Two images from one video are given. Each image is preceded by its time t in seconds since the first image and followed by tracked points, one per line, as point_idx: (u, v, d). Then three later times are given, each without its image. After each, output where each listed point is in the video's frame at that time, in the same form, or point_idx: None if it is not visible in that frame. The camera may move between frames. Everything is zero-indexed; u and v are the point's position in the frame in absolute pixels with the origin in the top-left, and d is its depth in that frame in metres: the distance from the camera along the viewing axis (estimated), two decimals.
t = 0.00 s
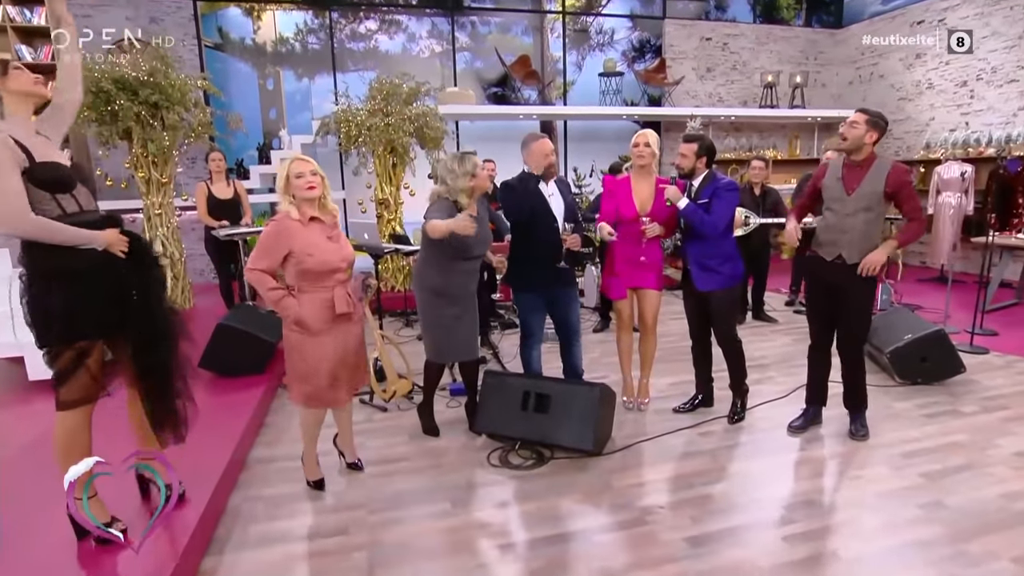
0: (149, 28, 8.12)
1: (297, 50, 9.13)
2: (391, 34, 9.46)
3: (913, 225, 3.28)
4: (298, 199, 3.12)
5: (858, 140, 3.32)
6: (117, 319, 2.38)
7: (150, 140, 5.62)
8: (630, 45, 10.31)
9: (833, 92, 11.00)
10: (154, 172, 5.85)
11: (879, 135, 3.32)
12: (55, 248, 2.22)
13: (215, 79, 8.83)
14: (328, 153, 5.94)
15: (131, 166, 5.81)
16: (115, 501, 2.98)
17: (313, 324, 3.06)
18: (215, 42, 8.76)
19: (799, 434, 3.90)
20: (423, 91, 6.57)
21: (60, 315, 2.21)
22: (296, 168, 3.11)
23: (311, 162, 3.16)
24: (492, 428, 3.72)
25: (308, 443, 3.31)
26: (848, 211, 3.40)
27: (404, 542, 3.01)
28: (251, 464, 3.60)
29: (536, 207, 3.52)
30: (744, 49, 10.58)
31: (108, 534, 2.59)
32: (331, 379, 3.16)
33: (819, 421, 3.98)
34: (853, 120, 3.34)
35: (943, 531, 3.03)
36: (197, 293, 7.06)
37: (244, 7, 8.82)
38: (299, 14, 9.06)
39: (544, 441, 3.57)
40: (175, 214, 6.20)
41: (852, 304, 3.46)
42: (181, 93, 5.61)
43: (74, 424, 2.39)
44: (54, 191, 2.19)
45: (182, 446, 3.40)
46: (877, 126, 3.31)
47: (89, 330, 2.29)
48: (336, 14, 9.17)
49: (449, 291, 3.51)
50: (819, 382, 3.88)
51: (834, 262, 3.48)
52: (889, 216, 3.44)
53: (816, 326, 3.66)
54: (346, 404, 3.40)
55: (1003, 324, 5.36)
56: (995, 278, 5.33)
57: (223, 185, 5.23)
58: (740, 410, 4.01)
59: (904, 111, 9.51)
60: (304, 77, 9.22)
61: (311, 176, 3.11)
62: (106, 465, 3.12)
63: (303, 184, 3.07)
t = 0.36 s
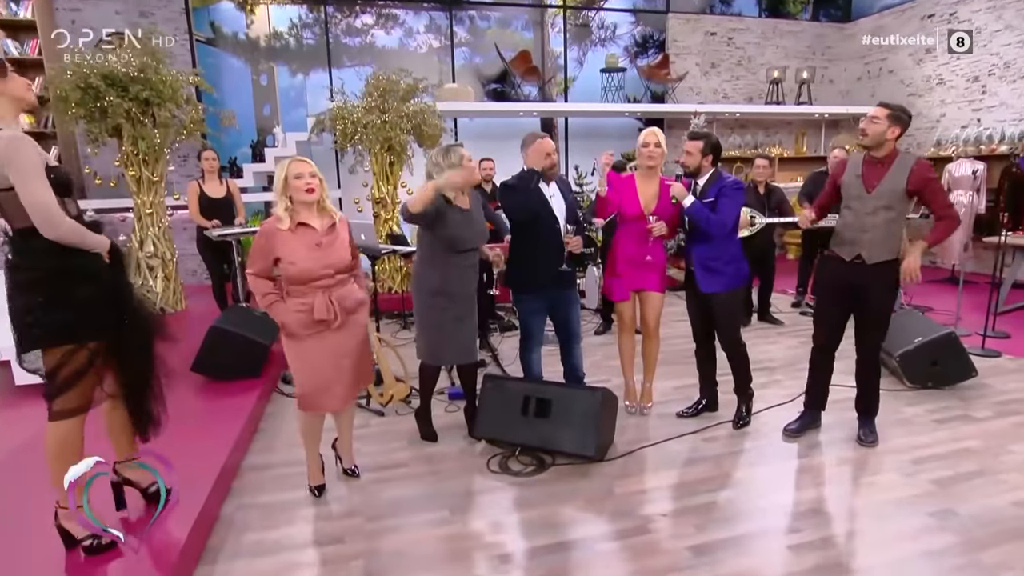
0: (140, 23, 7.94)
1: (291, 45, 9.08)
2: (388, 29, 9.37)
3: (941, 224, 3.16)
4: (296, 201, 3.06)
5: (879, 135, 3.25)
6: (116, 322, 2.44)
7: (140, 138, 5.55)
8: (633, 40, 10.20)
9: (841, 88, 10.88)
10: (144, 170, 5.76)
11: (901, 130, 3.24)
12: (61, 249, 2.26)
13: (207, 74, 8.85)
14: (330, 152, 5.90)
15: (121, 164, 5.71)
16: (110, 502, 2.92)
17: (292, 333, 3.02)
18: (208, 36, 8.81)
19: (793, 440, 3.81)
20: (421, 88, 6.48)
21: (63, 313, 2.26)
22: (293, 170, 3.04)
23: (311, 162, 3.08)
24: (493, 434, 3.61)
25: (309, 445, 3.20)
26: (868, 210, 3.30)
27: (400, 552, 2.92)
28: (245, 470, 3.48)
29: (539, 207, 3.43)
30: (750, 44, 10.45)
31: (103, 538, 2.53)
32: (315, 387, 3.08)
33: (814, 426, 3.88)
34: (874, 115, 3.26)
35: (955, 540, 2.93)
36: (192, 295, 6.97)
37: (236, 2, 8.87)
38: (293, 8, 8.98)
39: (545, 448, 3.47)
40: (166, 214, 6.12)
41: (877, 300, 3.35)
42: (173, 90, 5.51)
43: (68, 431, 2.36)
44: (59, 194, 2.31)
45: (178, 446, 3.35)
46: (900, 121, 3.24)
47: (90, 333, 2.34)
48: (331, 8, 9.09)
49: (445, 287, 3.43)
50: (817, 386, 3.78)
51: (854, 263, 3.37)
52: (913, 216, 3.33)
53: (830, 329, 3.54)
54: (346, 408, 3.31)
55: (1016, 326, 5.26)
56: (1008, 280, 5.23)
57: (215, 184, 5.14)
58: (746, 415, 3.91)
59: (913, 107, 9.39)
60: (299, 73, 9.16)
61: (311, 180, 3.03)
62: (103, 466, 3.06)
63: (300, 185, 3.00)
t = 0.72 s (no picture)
0: (126, 17, 7.88)
1: (283, 40, 8.96)
2: (383, 24, 9.24)
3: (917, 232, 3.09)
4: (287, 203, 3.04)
5: (874, 137, 3.14)
6: (118, 324, 2.38)
7: (128, 136, 5.52)
8: (633, 35, 10.07)
9: (847, 84, 10.77)
10: (132, 169, 5.71)
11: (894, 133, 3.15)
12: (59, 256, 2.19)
13: (197, 70, 8.67)
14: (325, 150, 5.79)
15: (107, 163, 5.66)
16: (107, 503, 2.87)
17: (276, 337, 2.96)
18: (196, 30, 8.60)
19: (777, 447, 3.72)
20: (417, 85, 6.38)
21: (64, 316, 2.20)
22: (286, 171, 3.03)
23: (302, 164, 3.06)
24: (489, 440, 3.51)
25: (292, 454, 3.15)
26: (859, 214, 3.21)
27: (391, 562, 2.82)
28: (235, 479, 3.38)
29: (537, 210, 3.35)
30: (754, 39, 10.34)
31: (99, 539, 2.47)
32: (299, 395, 3.02)
33: (798, 433, 3.80)
34: (867, 116, 3.15)
35: (964, 550, 2.84)
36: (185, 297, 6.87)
37: None
38: (286, 3, 8.88)
39: (542, 455, 3.38)
40: (155, 214, 6.05)
41: (867, 302, 3.26)
42: (161, 86, 5.43)
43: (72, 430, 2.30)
44: (65, 203, 2.24)
45: (173, 448, 3.29)
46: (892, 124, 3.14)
47: (94, 331, 2.28)
48: (324, 3, 8.97)
49: (439, 302, 3.33)
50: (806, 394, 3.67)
51: (842, 268, 3.29)
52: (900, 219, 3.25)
53: (822, 331, 3.44)
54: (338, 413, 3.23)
55: None
56: (1016, 281, 5.14)
57: (205, 184, 5.06)
58: (747, 421, 3.82)
59: (921, 104, 9.27)
60: (292, 69, 9.05)
61: (305, 179, 3.05)
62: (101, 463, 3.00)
63: (293, 185, 2.98)
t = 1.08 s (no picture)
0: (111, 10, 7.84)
1: (273, 36, 8.63)
2: (375, 19, 8.94)
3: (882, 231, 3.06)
4: (272, 202, 2.93)
5: (846, 137, 3.12)
6: (114, 318, 2.29)
7: (110, 134, 5.34)
8: (633, 31, 9.87)
9: (852, 81, 10.62)
10: (116, 168, 5.53)
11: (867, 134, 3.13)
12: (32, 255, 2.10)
13: (182, 65, 8.39)
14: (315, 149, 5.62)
15: (90, 161, 5.47)
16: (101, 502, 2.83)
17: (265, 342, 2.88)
18: (182, 25, 8.35)
19: (777, 454, 3.63)
20: (409, 83, 6.26)
21: (45, 313, 2.12)
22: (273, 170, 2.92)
23: (286, 164, 2.95)
24: (482, 447, 3.41)
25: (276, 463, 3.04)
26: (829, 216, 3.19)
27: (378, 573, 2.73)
28: (221, 488, 3.28)
29: (530, 211, 3.27)
30: (756, 34, 10.23)
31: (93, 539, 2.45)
32: (287, 403, 2.94)
33: (799, 440, 3.70)
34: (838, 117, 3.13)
35: (970, 561, 2.74)
36: (174, 299, 6.73)
37: None
38: None
39: (537, 461, 3.28)
40: (139, 214, 5.84)
41: (839, 297, 3.22)
42: (146, 83, 5.28)
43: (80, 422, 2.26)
44: (41, 203, 2.09)
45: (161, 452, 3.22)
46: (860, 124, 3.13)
47: (89, 318, 2.20)
48: None
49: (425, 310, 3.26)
50: (800, 394, 3.60)
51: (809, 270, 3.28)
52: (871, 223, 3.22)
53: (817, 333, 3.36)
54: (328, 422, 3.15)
55: None
56: None
57: (190, 184, 4.97)
58: (747, 428, 3.73)
59: (928, 100, 9.12)
60: (281, 65, 8.73)
61: (292, 177, 2.95)
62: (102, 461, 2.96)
63: (282, 187, 2.88)
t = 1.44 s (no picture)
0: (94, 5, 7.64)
1: (261, 29, 8.42)
2: (367, 13, 8.73)
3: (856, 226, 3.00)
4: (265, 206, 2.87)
5: (817, 142, 3.10)
6: (91, 327, 2.17)
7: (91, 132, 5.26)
8: (632, 25, 9.63)
9: (859, 76, 10.46)
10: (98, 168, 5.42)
11: (840, 136, 3.09)
12: None
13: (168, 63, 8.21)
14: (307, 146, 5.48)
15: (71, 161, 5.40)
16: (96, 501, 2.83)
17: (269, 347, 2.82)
18: (167, 19, 8.14)
19: (776, 462, 3.53)
20: (402, 79, 6.15)
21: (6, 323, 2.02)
22: (263, 174, 2.87)
23: (274, 167, 2.93)
24: (473, 455, 3.31)
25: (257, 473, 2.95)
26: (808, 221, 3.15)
27: None
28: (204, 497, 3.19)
29: (521, 213, 3.20)
30: (760, 29, 10.07)
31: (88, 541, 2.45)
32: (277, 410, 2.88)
33: (798, 448, 3.61)
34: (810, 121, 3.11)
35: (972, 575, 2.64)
36: (156, 301, 6.61)
37: None
38: None
39: (529, 471, 3.19)
40: (121, 215, 5.76)
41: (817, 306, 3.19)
42: (127, 79, 5.25)
43: (59, 439, 2.17)
44: (4, 211, 1.99)
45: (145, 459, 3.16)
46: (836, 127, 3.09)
47: (61, 328, 2.10)
48: None
49: (414, 301, 3.16)
50: (797, 400, 3.52)
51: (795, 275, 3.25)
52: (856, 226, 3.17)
53: (819, 338, 3.25)
54: (311, 432, 3.06)
55: None
56: None
57: (173, 184, 4.89)
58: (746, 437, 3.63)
59: (938, 96, 8.95)
60: (270, 60, 8.52)
61: (279, 182, 2.91)
62: (103, 462, 2.98)
63: (278, 191, 2.87)
